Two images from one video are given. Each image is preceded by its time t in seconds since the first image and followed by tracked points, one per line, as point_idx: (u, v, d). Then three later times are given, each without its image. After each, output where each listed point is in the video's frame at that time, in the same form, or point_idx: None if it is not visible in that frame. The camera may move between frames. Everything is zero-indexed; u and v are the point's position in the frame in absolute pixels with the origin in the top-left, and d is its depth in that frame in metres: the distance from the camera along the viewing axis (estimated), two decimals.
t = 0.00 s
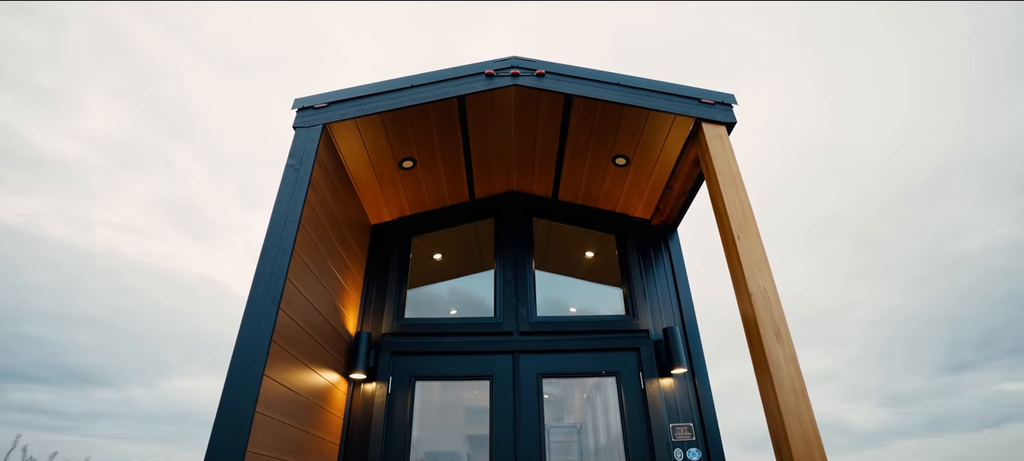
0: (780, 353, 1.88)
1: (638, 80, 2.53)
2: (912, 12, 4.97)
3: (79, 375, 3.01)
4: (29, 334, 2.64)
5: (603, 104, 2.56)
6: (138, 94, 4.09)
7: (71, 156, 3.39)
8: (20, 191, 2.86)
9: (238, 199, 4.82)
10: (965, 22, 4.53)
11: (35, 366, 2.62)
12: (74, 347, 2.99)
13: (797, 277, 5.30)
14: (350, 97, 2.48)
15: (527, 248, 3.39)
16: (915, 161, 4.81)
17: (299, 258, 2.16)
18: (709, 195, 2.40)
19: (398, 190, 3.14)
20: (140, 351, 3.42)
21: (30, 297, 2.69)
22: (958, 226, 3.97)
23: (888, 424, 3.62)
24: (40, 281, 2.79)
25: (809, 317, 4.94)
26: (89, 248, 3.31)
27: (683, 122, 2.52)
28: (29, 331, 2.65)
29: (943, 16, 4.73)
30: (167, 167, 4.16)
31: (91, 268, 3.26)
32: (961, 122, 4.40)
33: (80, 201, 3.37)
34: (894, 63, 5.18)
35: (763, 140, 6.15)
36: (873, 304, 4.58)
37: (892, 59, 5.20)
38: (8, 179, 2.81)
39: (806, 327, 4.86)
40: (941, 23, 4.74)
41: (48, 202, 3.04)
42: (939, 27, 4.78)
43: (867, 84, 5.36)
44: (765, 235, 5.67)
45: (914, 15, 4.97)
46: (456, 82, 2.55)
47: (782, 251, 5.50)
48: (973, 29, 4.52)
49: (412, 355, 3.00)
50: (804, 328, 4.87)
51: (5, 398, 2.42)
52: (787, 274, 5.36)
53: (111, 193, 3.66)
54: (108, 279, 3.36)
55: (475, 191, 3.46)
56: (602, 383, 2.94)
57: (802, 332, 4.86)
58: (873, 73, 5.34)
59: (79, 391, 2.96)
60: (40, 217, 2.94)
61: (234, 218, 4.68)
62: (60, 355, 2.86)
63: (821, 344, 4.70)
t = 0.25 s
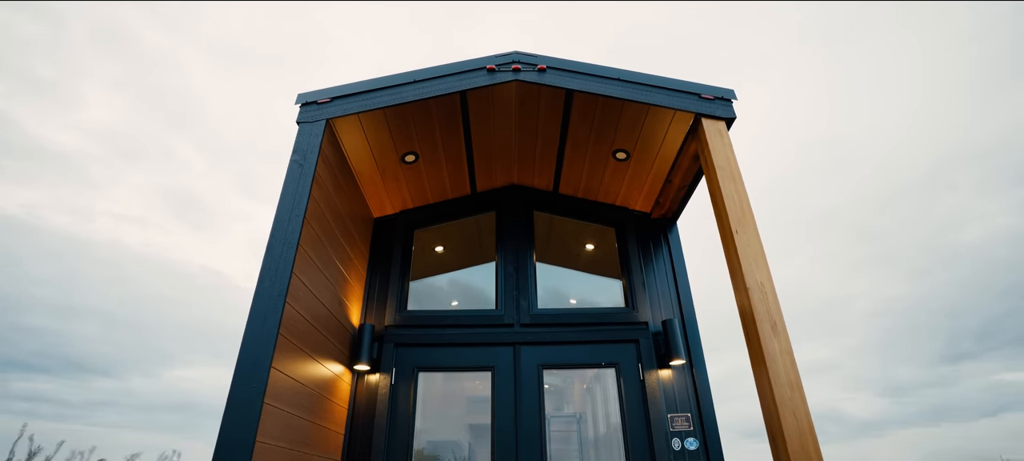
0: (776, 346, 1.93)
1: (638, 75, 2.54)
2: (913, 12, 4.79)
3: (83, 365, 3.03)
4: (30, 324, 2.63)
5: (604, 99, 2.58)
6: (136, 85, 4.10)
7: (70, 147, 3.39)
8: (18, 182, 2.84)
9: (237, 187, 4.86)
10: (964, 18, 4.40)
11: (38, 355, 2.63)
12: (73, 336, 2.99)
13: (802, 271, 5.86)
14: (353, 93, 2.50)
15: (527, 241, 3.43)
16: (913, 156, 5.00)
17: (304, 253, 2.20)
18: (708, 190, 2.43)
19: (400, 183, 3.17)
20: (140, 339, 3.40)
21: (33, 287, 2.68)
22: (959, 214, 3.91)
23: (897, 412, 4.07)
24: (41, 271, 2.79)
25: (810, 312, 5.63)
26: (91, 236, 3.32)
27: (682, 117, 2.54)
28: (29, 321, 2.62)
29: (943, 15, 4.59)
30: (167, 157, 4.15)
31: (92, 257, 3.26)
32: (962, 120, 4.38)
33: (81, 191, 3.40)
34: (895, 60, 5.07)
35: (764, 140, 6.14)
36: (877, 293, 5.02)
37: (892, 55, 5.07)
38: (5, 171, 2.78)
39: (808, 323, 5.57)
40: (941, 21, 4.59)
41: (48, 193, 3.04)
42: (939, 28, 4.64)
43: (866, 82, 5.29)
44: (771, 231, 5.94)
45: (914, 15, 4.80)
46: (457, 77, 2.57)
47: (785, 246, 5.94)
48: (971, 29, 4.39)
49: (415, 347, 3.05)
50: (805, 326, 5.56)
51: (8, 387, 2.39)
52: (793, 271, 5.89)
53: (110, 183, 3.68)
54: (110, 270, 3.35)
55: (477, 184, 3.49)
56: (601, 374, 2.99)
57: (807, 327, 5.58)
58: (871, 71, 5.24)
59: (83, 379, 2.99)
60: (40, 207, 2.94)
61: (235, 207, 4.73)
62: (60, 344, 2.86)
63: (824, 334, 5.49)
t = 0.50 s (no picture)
0: (772, 338, 1.97)
1: (638, 69, 2.56)
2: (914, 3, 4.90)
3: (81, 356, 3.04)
4: (31, 314, 2.63)
5: (604, 93, 2.60)
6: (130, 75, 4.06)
7: (69, 137, 3.35)
8: (17, 172, 2.82)
9: (236, 178, 4.89)
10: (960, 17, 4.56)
11: (40, 348, 2.64)
12: (73, 328, 3.00)
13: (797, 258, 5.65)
14: (355, 87, 2.51)
15: (528, 233, 3.46)
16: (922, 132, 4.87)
17: (308, 246, 2.23)
18: (706, 183, 2.46)
19: (402, 176, 3.19)
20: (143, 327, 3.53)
21: (31, 278, 2.70)
22: (964, 201, 3.77)
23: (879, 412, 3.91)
24: (43, 261, 2.84)
25: (801, 298, 5.53)
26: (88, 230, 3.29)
27: (682, 111, 2.56)
28: (30, 311, 2.63)
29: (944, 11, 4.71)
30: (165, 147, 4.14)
31: (90, 249, 3.27)
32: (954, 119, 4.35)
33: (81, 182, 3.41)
34: (893, 61, 5.04)
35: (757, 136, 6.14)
36: (871, 285, 4.97)
37: (889, 55, 5.05)
38: (5, 159, 2.77)
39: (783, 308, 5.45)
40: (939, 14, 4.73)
41: (46, 184, 3.02)
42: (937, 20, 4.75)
43: (864, 81, 5.20)
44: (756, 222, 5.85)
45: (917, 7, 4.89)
46: (459, 71, 2.59)
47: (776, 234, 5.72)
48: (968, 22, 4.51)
49: (417, 337, 3.10)
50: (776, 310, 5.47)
51: (16, 377, 2.37)
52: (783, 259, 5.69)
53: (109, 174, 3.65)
54: (111, 262, 3.42)
55: (477, 177, 3.51)
56: (601, 364, 3.04)
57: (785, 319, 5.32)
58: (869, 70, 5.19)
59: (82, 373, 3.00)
60: (39, 198, 2.92)
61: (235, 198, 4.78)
62: (60, 336, 2.85)
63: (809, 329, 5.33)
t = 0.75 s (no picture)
0: (768, 330, 2.00)
1: (639, 63, 2.56)
2: None
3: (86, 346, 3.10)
4: (32, 304, 2.71)
5: (604, 87, 2.61)
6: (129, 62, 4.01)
7: (68, 126, 3.38)
8: (16, 161, 2.89)
9: (235, 166, 4.75)
10: (956, 18, 4.34)
11: (41, 338, 2.73)
12: (77, 317, 3.05)
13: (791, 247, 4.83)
14: (356, 80, 2.52)
15: (528, 225, 3.49)
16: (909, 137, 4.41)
17: (311, 239, 2.27)
18: (706, 177, 2.48)
19: (403, 168, 3.21)
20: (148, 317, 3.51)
21: (32, 267, 2.78)
22: (960, 196, 3.67)
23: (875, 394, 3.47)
24: (44, 251, 2.91)
25: (798, 292, 4.50)
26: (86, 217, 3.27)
27: (683, 105, 2.57)
28: (30, 301, 2.71)
29: None
30: (164, 135, 4.07)
31: (91, 238, 3.31)
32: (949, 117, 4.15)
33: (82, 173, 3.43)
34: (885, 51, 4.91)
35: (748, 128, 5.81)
36: (874, 278, 4.01)
37: (885, 48, 4.88)
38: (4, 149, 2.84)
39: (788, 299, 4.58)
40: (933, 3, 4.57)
41: (46, 173, 3.08)
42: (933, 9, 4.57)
43: (863, 80, 4.95)
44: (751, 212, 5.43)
45: None
46: (460, 65, 2.60)
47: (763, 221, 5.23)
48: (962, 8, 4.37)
49: (419, 328, 3.14)
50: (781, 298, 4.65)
51: (19, 365, 2.53)
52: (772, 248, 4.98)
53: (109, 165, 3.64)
54: (112, 252, 3.42)
55: (478, 169, 3.53)
56: (600, 355, 3.09)
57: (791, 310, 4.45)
58: (868, 71, 4.97)
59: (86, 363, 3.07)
60: (40, 187, 3.00)
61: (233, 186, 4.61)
62: (63, 326, 2.92)
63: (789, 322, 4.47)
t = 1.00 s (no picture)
0: (764, 323, 2.04)
1: (638, 57, 2.58)
2: None
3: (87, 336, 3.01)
4: (32, 295, 2.62)
5: (604, 82, 2.63)
6: (128, 52, 3.94)
7: (69, 118, 3.27)
8: (16, 153, 2.80)
9: (236, 158, 4.73)
10: (955, 18, 4.15)
11: (40, 329, 2.63)
12: (77, 307, 2.96)
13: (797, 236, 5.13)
14: (357, 75, 2.54)
15: (528, 218, 3.52)
16: (906, 135, 4.42)
17: (314, 234, 2.30)
18: (704, 171, 2.50)
19: (404, 162, 3.24)
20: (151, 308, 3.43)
21: (33, 259, 2.68)
22: (962, 186, 3.54)
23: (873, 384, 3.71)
24: (43, 244, 2.79)
25: (798, 283, 4.87)
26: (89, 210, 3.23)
27: (682, 99, 2.59)
28: (31, 292, 2.61)
29: None
30: (166, 127, 4.02)
31: (92, 231, 3.19)
32: (949, 108, 4.04)
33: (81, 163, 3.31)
34: (885, 41, 4.81)
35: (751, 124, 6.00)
36: (874, 267, 4.14)
37: (884, 40, 4.82)
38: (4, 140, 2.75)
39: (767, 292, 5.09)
40: None
41: (47, 166, 2.98)
42: None
43: (858, 77, 4.96)
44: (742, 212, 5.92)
45: None
46: (460, 60, 2.62)
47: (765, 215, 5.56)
48: None
49: (420, 320, 3.18)
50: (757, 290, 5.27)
51: (20, 357, 2.46)
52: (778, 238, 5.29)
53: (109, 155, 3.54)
54: (113, 244, 3.30)
55: (478, 163, 3.55)
56: (599, 346, 3.13)
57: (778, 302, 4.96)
58: (866, 67, 4.95)
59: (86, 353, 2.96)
60: (40, 180, 2.90)
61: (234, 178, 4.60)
62: (63, 317, 2.83)
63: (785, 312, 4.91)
